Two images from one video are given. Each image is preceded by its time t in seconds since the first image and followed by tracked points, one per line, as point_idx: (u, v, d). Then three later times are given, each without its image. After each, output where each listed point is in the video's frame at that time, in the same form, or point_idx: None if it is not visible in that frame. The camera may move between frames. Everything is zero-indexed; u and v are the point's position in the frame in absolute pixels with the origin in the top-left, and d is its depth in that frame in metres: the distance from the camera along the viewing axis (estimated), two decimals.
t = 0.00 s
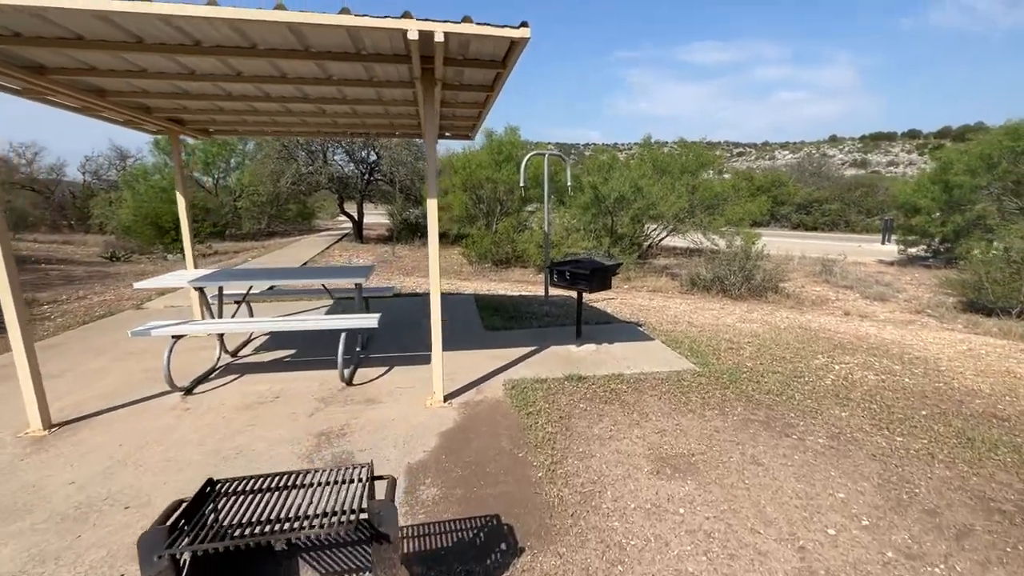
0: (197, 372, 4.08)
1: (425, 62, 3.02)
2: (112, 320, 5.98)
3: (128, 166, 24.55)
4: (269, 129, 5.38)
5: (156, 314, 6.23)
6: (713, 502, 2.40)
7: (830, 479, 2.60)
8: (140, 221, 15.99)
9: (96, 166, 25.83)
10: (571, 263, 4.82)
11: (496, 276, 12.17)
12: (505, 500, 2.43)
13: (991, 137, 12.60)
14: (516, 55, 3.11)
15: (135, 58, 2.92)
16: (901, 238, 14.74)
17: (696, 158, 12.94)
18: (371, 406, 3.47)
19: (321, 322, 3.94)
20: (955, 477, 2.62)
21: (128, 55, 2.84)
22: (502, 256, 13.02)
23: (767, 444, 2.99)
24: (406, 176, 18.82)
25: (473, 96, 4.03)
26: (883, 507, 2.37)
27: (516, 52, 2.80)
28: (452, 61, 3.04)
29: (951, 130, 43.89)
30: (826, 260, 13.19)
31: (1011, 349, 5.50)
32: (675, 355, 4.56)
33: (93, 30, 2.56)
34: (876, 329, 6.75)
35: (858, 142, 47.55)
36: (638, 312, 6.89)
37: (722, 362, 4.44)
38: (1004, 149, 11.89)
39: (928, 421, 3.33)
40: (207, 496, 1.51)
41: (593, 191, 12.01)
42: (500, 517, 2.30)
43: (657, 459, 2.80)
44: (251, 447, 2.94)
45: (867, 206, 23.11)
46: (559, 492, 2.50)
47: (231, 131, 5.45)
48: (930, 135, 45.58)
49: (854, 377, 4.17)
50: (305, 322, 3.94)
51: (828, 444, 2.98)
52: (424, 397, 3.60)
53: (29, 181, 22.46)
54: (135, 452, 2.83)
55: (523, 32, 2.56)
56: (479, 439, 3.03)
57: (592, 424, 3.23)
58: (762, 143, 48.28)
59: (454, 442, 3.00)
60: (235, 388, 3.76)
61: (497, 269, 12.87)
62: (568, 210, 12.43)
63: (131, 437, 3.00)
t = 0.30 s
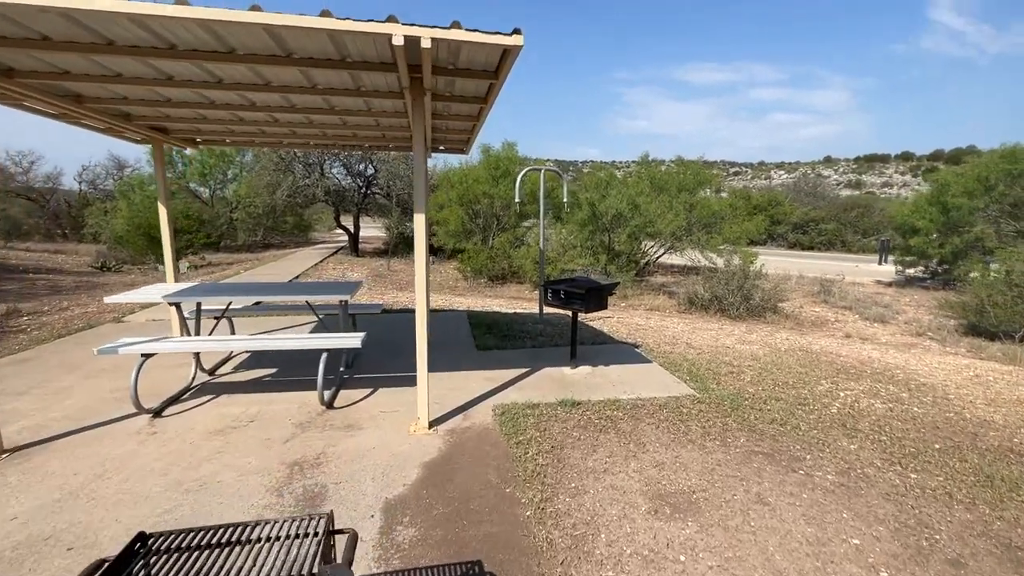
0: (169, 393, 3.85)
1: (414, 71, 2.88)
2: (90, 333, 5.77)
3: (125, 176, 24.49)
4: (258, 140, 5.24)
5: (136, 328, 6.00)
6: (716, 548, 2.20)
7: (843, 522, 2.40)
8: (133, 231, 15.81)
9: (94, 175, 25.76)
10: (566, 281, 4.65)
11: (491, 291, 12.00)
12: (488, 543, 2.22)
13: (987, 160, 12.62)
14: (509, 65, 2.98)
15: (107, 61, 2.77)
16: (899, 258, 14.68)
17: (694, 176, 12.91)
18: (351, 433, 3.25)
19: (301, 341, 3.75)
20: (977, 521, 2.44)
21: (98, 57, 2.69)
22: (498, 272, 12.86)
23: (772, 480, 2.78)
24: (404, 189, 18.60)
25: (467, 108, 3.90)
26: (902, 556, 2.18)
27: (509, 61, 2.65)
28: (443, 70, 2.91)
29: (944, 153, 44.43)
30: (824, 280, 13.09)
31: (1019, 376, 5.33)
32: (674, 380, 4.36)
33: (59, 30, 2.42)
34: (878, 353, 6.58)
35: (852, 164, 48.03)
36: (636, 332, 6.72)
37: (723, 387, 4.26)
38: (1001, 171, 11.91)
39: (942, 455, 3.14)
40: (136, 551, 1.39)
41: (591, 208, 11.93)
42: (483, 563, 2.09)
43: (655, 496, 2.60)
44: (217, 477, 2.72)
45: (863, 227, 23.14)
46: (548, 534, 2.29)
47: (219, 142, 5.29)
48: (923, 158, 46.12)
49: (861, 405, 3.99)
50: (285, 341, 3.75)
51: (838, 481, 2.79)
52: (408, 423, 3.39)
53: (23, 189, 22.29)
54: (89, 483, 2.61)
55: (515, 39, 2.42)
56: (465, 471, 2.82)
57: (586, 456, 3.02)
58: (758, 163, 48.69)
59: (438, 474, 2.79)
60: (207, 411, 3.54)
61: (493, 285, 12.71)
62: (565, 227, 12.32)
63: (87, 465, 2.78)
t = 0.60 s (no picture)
0: (136, 409, 3.59)
1: (398, 64, 2.68)
2: (62, 344, 5.50)
3: (117, 182, 24.22)
4: (241, 143, 5.02)
5: (112, 338, 5.73)
6: None
7: (867, 558, 2.18)
8: (121, 238, 15.51)
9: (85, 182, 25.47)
10: (562, 291, 4.44)
11: (485, 301, 11.77)
12: None
13: (984, 170, 12.57)
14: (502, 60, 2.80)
15: (65, 50, 2.56)
16: (898, 268, 14.59)
17: (691, 185, 12.80)
18: (330, 454, 3.01)
19: (278, 354, 3.51)
20: (1014, 559, 2.23)
21: (56, 45, 2.48)
22: (493, 281, 12.64)
23: (787, 509, 2.55)
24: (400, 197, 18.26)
25: (457, 108, 3.70)
26: None
27: (501, 52, 2.47)
28: (430, 63, 2.73)
29: (936, 165, 44.82)
30: (823, 290, 12.95)
31: None
32: (676, 395, 4.13)
33: (7, 13, 2.22)
34: (883, 366, 6.38)
35: (846, 175, 48.36)
36: (634, 344, 6.50)
37: (727, 404, 4.04)
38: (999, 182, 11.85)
39: (966, 480, 2.92)
40: None
41: (587, 217, 11.77)
42: None
43: (660, 528, 2.37)
44: (177, 505, 2.47)
45: (859, 237, 23.12)
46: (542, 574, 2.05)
47: (201, 144, 5.07)
48: (915, 170, 46.52)
49: (874, 423, 3.77)
50: (262, 354, 3.51)
51: (857, 509, 2.57)
52: (392, 443, 3.15)
53: (12, 196, 21.97)
54: (32, 513, 2.35)
55: (507, 27, 2.23)
56: (451, 498, 2.58)
57: (584, 480, 2.79)
58: (753, 174, 48.88)
59: (421, 501, 2.55)
60: (175, 429, 3.28)
61: (488, 294, 12.48)
62: (561, 235, 12.14)
63: (33, 493, 2.51)
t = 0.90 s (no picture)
0: (104, 433, 3.35)
1: (383, 62, 2.47)
2: (38, 359, 5.26)
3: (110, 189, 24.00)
4: (225, 148, 4.80)
5: (91, 353, 5.49)
6: None
7: None
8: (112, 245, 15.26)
9: (79, 188, 25.24)
10: (560, 304, 4.23)
11: (482, 309, 11.55)
12: None
13: (985, 176, 12.45)
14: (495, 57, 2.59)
15: (18, 47, 2.35)
16: (899, 274, 14.44)
17: (690, 191, 12.64)
18: (309, 484, 2.77)
19: (256, 374, 3.28)
20: None
21: (6, 42, 2.27)
22: (489, 288, 12.43)
23: (807, 546, 2.34)
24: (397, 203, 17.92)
25: (449, 111, 3.50)
26: None
27: (493, 48, 2.26)
28: (416, 61, 2.53)
29: (932, 171, 44.91)
30: (824, 297, 12.78)
31: None
32: (681, 413, 3.91)
33: None
34: (892, 377, 6.18)
35: (842, 180, 48.41)
36: (635, 355, 6.28)
37: (734, 423, 3.82)
38: (1001, 187, 11.72)
39: (997, 511, 2.71)
40: None
41: (585, 223, 11.59)
42: None
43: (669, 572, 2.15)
44: (136, 546, 2.23)
45: (857, 242, 22.98)
46: None
47: (183, 149, 4.85)
48: (911, 175, 46.63)
49: (891, 444, 3.56)
50: (240, 375, 3.27)
51: (885, 546, 2.35)
52: (377, 471, 2.92)
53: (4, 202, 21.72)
54: None
55: (498, 19, 2.03)
56: (439, 536, 2.36)
57: (585, 513, 2.57)
58: (751, 179, 48.86)
59: (406, 540, 2.32)
60: (144, 456, 3.05)
61: (485, 302, 12.27)
62: (559, 242, 11.96)
63: None
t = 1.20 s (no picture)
0: (75, 447, 3.19)
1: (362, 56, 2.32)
2: (17, 368, 5.09)
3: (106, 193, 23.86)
4: (210, 150, 4.64)
5: (72, 361, 5.32)
6: None
7: None
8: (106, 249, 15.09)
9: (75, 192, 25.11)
10: (556, 311, 4.07)
11: (478, 313, 11.38)
12: None
13: (986, 178, 12.33)
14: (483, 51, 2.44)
15: None
16: (900, 277, 14.30)
17: (689, 194, 12.51)
18: (287, 506, 2.60)
19: (233, 387, 3.11)
20: None
21: None
22: (487, 292, 12.27)
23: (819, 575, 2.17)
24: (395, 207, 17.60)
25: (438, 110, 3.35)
26: None
27: (480, 40, 2.11)
28: (399, 55, 2.38)
29: (930, 174, 44.91)
30: (825, 301, 12.64)
31: None
32: (682, 426, 3.75)
33: None
34: (898, 384, 6.02)
35: (841, 183, 48.40)
36: (634, 362, 6.12)
37: (738, 435, 3.65)
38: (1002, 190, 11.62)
39: (1020, 534, 2.55)
40: None
41: (583, 226, 11.44)
42: None
43: None
44: None
45: (857, 246, 22.87)
46: None
47: (167, 151, 4.69)
48: (909, 178, 46.63)
49: (902, 458, 3.40)
50: (218, 388, 3.12)
51: None
52: (360, 490, 2.75)
53: None
54: None
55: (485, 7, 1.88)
56: (423, 564, 2.19)
57: (581, 538, 2.40)
58: (749, 182, 48.81)
59: (388, 569, 2.15)
60: (114, 474, 2.88)
61: (482, 306, 12.10)
62: (557, 245, 11.82)
63: None
